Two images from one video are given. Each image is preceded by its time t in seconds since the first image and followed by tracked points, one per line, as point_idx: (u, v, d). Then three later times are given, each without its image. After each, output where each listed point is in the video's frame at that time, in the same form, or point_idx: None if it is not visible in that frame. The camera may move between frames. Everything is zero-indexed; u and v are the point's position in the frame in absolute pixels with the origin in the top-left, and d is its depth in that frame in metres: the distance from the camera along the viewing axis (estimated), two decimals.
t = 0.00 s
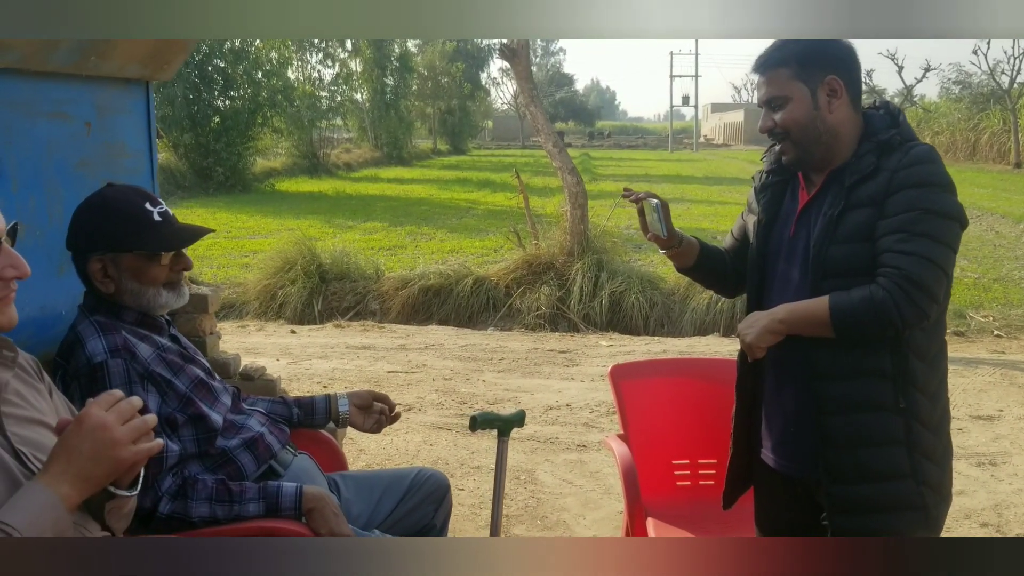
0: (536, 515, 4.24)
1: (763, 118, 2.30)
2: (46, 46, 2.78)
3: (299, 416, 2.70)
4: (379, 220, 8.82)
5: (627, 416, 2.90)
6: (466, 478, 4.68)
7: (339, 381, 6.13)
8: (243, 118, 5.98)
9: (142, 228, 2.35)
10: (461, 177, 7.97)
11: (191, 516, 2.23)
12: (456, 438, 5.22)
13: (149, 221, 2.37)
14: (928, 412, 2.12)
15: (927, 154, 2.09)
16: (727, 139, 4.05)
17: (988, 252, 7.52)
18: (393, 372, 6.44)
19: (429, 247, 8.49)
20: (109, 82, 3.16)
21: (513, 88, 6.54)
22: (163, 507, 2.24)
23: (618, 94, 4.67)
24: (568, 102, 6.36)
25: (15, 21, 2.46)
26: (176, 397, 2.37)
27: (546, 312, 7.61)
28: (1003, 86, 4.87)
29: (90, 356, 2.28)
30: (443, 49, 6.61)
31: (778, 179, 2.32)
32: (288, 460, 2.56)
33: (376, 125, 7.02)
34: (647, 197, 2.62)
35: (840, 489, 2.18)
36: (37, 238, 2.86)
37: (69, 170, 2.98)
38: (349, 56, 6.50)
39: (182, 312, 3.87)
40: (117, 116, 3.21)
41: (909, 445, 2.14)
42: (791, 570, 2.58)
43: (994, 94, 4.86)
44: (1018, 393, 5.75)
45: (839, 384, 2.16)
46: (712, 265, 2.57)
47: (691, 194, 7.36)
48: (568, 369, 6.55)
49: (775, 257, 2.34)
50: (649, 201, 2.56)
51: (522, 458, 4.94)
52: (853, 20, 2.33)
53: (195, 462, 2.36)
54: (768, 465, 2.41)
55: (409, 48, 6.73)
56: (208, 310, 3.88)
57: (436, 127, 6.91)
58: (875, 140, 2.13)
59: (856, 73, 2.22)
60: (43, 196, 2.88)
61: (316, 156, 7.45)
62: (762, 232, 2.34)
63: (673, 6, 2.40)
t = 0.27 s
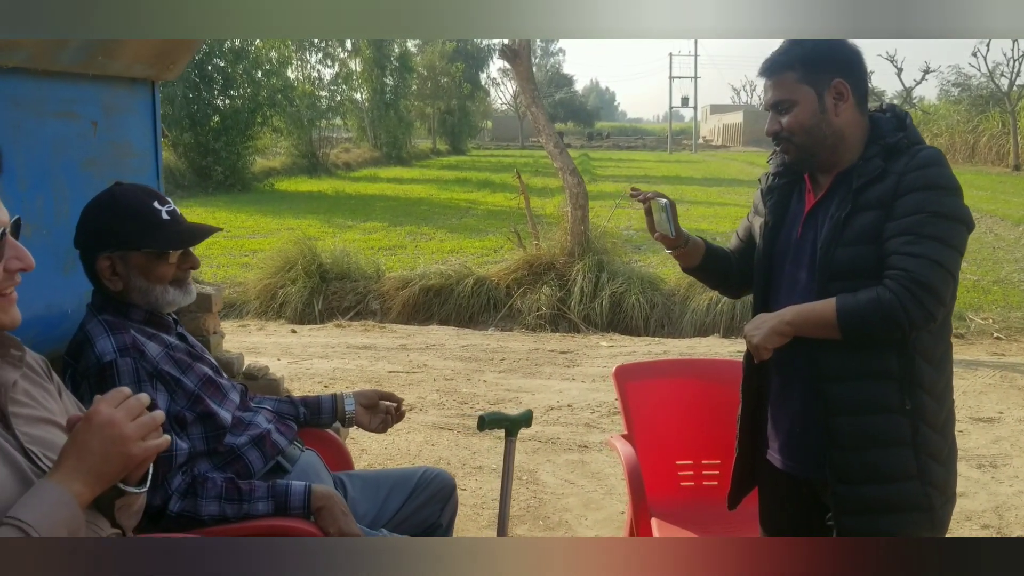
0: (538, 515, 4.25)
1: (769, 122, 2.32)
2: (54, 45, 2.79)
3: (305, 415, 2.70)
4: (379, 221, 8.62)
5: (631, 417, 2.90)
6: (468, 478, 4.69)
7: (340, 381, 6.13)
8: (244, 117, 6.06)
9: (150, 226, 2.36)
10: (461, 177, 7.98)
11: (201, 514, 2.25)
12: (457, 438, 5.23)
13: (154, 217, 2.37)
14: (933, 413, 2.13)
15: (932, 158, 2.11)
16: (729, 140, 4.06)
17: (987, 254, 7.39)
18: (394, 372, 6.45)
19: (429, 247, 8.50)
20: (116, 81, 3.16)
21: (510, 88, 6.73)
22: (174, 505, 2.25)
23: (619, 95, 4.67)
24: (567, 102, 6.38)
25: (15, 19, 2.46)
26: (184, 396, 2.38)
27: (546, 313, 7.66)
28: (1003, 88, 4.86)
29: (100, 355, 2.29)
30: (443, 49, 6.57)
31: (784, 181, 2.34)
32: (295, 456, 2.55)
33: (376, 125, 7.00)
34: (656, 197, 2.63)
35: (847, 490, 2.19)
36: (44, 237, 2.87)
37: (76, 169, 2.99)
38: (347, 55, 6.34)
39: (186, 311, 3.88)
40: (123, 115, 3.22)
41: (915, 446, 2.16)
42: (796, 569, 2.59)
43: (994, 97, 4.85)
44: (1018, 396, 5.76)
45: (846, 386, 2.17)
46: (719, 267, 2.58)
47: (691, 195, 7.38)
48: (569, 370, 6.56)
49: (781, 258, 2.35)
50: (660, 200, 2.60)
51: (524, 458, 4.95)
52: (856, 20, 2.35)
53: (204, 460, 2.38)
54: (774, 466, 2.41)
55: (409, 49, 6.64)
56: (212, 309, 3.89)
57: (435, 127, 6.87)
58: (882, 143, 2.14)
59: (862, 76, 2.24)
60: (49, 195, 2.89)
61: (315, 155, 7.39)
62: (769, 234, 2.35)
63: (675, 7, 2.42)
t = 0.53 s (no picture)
0: (539, 515, 4.26)
1: (771, 122, 2.35)
2: (58, 46, 2.80)
3: (309, 414, 2.71)
4: (377, 222, 8.82)
5: (632, 415, 2.92)
6: (468, 478, 4.71)
7: (340, 382, 6.14)
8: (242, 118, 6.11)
9: (150, 225, 2.37)
10: (459, 177, 8.01)
11: (207, 513, 2.25)
12: (457, 438, 5.24)
13: (153, 215, 2.38)
14: (934, 410, 2.15)
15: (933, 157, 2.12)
16: (729, 141, 4.08)
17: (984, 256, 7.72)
18: (394, 372, 6.46)
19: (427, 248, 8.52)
20: (119, 82, 3.18)
21: (505, 89, 6.91)
22: (180, 503, 2.26)
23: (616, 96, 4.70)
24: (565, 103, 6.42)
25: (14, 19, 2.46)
26: (189, 394, 2.39)
27: (544, 311, 7.60)
28: (998, 90, 4.88)
29: (105, 354, 2.31)
30: (440, 50, 6.73)
31: (787, 181, 2.36)
32: (299, 453, 2.57)
33: (373, 125, 6.96)
34: (659, 195, 2.64)
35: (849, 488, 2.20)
36: (48, 238, 2.88)
37: (79, 170, 3.00)
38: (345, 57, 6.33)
39: (188, 311, 3.90)
40: (126, 117, 3.23)
41: (916, 444, 2.17)
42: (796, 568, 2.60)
43: (989, 97, 4.87)
44: (1016, 396, 5.78)
45: (848, 384, 2.18)
46: (719, 266, 2.59)
47: (688, 196, 7.42)
48: (568, 370, 6.58)
49: (783, 258, 2.36)
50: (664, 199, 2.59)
51: (524, 458, 4.97)
52: (852, 19, 2.37)
53: (210, 459, 2.39)
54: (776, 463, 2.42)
55: (406, 50, 6.74)
56: (214, 309, 3.90)
57: (432, 128, 7.04)
58: (884, 143, 2.15)
59: (864, 78, 2.26)
60: (53, 195, 2.90)
61: (313, 157, 7.49)
62: (771, 234, 2.37)
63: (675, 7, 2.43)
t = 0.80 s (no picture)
0: (533, 517, 4.26)
1: (766, 123, 2.35)
2: (52, 48, 2.80)
3: (303, 417, 2.71)
4: (374, 224, 8.66)
5: (626, 418, 2.92)
6: (463, 480, 4.71)
7: (335, 384, 6.14)
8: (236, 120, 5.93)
9: (142, 229, 2.37)
10: (455, 178, 8.01)
11: (201, 517, 2.25)
12: (452, 440, 5.24)
13: (145, 220, 2.37)
14: (927, 412, 2.15)
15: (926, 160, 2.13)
16: (724, 142, 4.09)
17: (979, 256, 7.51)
18: (389, 374, 6.45)
19: (423, 249, 8.53)
20: (113, 85, 3.17)
21: (502, 89, 6.83)
22: (174, 507, 2.26)
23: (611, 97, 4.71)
24: (560, 104, 6.41)
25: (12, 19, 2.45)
26: (183, 398, 2.38)
27: (540, 314, 7.67)
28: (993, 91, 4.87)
29: (98, 358, 2.31)
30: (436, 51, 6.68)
31: (779, 183, 2.35)
32: (293, 458, 2.57)
33: (368, 126, 6.87)
34: (654, 199, 2.66)
35: (843, 489, 2.21)
36: (41, 240, 2.88)
37: (74, 172, 3.00)
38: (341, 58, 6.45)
39: (182, 314, 3.89)
40: (121, 119, 3.23)
41: (909, 445, 2.18)
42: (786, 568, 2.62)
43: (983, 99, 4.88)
44: (1010, 397, 5.80)
45: (839, 386, 2.19)
46: (711, 268, 2.59)
47: (684, 197, 7.43)
48: (563, 372, 6.58)
49: (775, 261, 2.37)
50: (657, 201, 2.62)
51: (519, 459, 4.97)
52: (851, 19, 2.37)
53: (203, 463, 2.38)
54: (770, 466, 2.43)
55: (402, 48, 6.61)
56: (208, 311, 3.89)
57: (428, 129, 7.00)
58: (876, 146, 2.16)
59: (859, 81, 2.26)
60: (47, 198, 2.90)
61: (308, 158, 7.22)
62: (763, 238, 2.37)
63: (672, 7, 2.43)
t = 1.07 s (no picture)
0: (520, 519, 4.25)
1: (756, 116, 2.29)
2: (34, 50, 2.77)
3: (286, 422, 2.70)
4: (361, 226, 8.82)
5: (612, 420, 2.92)
6: (449, 483, 4.69)
7: (322, 387, 6.11)
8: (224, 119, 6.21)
9: (126, 233, 2.35)
10: (443, 179, 8.01)
11: (181, 522, 2.23)
12: (439, 442, 5.23)
13: (129, 223, 2.36)
14: (908, 412, 2.15)
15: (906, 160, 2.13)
16: (711, 145, 4.09)
17: (965, 257, 7.71)
18: (376, 376, 6.43)
19: (411, 251, 8.52)
20: (97, 87, 3.15)
21: (491, 90, 6.84)
22: (154, 512, 2.24)
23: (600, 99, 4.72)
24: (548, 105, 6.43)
25: (14, 20, 2.50)
26: (164, 402, 2.36)
27: (527, 315, 7.56)
28: (979, 92, 4.90)
29: (78, 362, 2.28)
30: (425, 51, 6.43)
31: (762, 185, 2.37)
32: (274, 464, 2.56)
33: (357, 129, 6.99)
34: (637, 199, 2.62)
35: (823, 488, 2.21)
36: (23, 243, 2.85)
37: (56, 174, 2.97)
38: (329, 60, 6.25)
39: (166, 316, 3.87)
40: (105, 121, 3.21)
41: (890, 445, 2.17)
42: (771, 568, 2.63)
43: (969, 100, 4.91)
44: (995, 397, 5.83)
45: (820, 385, 2.19)
46: (695, 269, 2.60)
47: (672, 198, 7.45)
48: (551, 373, 6.57)
49: (757, 263, 2.38)
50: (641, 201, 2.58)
51: (506, 461, 4.96)
52: (853, 19, 2.38)
53: (184, 468, 2.36)
54: (754, 468, 2.44)
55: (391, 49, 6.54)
56: (192, 315, 3.87)
57: (417, 130, 6.95)
58: (857, 147, 2.17)
59: (848, 84, 2.27)
60: (30, 200, 2.87)
61: (297, 160, 7.58)
62: (747, 238, 2.39)
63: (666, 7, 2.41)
